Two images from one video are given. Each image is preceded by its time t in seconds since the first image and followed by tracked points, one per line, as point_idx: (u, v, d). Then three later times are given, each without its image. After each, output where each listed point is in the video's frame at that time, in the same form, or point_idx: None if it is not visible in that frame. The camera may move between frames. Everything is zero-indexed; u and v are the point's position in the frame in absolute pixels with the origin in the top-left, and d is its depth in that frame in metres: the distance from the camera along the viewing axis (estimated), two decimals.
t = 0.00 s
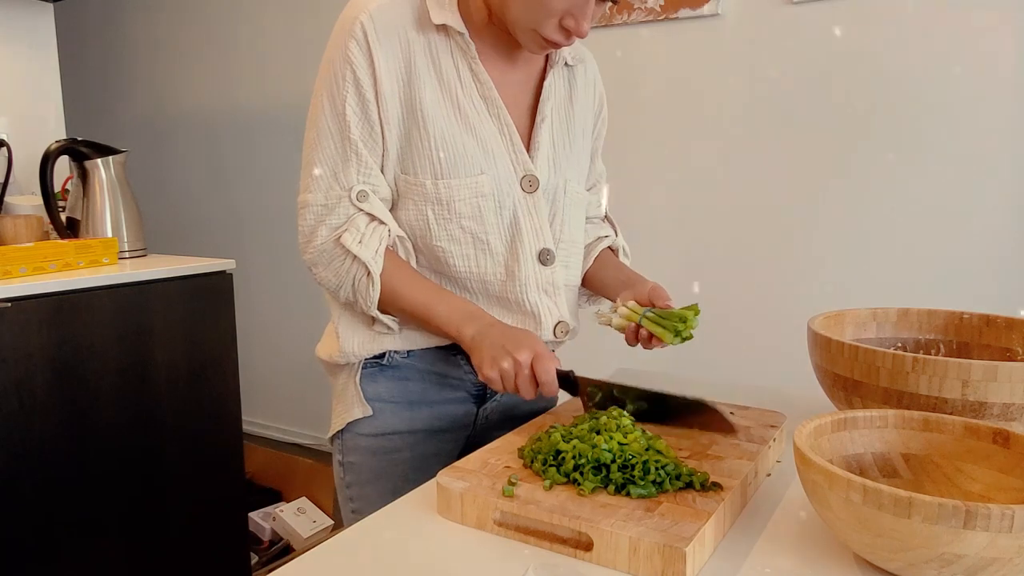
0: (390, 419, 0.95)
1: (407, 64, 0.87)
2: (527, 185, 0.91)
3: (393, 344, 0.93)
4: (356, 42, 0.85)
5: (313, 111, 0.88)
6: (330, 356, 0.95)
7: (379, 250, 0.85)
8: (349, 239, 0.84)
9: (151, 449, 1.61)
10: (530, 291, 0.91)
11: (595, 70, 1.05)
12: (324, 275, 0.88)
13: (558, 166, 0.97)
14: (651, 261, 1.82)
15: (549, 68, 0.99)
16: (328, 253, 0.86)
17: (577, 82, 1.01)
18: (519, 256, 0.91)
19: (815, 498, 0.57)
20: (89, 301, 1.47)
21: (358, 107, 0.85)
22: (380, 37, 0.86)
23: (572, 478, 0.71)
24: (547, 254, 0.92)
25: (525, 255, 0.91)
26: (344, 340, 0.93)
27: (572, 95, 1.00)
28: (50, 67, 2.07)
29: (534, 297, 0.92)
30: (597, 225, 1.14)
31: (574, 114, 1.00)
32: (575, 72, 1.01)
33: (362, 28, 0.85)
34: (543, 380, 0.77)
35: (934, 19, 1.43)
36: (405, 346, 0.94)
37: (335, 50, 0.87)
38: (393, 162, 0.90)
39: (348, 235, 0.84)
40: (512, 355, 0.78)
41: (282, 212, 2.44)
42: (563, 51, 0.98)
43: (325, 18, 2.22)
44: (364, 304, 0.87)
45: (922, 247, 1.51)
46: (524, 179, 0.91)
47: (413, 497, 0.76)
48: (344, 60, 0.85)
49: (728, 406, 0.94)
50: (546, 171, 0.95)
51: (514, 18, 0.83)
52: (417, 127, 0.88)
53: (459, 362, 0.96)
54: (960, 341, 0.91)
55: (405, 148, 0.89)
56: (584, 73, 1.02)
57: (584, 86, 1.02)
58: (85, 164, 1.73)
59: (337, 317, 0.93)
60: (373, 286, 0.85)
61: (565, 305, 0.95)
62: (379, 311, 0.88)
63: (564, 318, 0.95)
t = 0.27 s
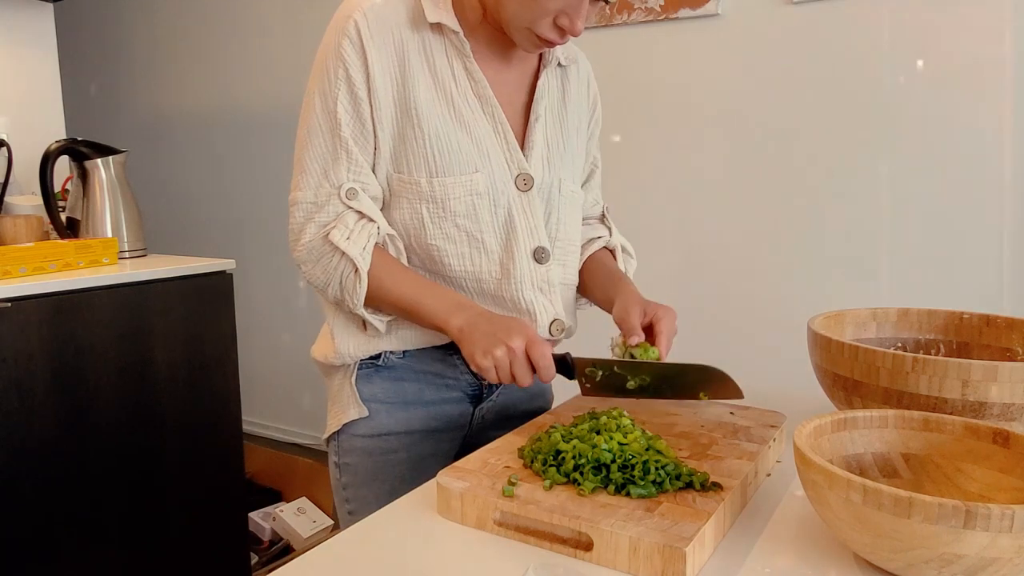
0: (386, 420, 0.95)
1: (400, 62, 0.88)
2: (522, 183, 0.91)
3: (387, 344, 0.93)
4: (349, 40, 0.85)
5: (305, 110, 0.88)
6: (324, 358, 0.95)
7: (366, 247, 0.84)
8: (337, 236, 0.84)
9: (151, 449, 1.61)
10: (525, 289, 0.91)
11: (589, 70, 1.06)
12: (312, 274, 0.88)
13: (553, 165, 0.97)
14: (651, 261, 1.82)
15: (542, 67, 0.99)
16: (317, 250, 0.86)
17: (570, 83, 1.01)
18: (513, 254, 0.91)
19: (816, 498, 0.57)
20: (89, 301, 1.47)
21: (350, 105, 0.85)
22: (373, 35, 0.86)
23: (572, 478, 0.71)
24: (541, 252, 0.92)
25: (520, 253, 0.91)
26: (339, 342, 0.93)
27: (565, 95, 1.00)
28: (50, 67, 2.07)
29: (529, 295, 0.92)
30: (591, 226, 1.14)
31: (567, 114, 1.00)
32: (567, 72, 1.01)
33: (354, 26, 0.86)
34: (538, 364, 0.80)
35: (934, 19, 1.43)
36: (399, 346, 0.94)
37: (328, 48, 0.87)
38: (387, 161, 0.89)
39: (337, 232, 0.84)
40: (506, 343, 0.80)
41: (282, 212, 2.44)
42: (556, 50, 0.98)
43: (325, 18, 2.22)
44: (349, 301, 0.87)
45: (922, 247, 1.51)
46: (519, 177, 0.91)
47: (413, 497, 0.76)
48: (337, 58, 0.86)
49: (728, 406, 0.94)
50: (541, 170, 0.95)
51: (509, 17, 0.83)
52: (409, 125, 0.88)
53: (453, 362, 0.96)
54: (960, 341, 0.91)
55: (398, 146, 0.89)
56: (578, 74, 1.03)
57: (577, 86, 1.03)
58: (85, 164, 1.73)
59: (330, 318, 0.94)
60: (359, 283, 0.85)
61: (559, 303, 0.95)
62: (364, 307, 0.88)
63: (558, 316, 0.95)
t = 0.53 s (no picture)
0: (380, 420, 0.95)
1: (392, 59, 0.88)
2: (515, 182, 0.91)
3: (381, 345, 0.93)
4: (340, 36, 0.86)
5: (295, 105, 0.89)
6: (318, 358, 0.95)
7: (352, 242, 0.84)
8: (323, 231, 0.84)
9: (151, 449, 1.61)
10: (516, 288, 0.91)
11: (586, 70, 1.06)
12: (297, 268, 0.88)
13: (546, 164, 0.97)
14: (652, 261, 1.82)
15: (537, 67, 0.99)
16: (302, 245, 0.86)
17: (566, 83, 1.01)
18: (505, 253, 0.91)
19: (816, 498, 0.57)
20: (89, 301, 1.46)
21: (340, 101, 0.86)
22: (365, 31, 0.86)
23: (573, 478, 0.71)
24: (533, 251, 0.92)
25: (511, 252, 0.91)
26: (330, 341, 0.93)
27: (561, 96, 1.00)
28: (50, 67, 2.07)
29: (520, 293, 0.92)
30: (586, 229, 1.14)
31: (563, 113, 1.00)
32: (564, 72, 1.01)
33: (346, 23, 0.86)
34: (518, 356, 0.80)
35: (935, 19, 1.43)
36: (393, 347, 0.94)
37: (319, 44, 0.87)
38: (377, 158, 0.90)
39: (322, 226, 0.84)
40: (488, 335, 0.80)
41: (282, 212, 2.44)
42: (552, 50, 0.98)
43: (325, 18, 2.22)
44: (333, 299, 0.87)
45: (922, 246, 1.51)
46: (511, 176, 0.91)
47: (413, 498, 0.76)
48: (327, 54, 0.86)
49: (728, 406, 0.94)
50: (533, 168, 0.95)
51: (503, 15, 0.83)
52: (400, 122, 0.88)
53: (447, 363, 0.96)
54: (960, 342, 0.91)
55: (388, 143, 0.89)
56: (574, 74, 1.03)
57: (573, 86, 1.03)
58: (85, 164, 1.73)
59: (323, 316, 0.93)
60: (343, 279, 0.85)
61: (550, 302, 0.95)
62: (348, 304, 0.88)
63: (548, 315, 0.95)
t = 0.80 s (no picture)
0: (375, 421, 0.95)
1: (388, 54, 0.88)
2: (510, 179, 0.91)
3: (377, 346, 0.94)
4: (337, 31, 0.86)
5: (291, 99, 0.89)
6: (314, 360, 0.96)
7: (354, 235, 0.85)
8: (324, 223, 0.84)
9: (151, 450, 1.61)
10: (510, 286, 0.91)
11: (583, 68, 1.06)
12: (296, 262, 0.87)
13: (542, 163, 0.97)
14: (652, 261, 1.82)
15: (534, 64, 0.99)
16: (302, 238, 0.86)
17: (563, 82, 1.01)
18: (499, 251, 0.90)
19: (816, 498, 0.57)
20: (89, 301, 1.46)
21: (336, 96, 0.86)
22: (362, 26, 0.87)
23: (573, 478, 0.71)
24: (528, 249, 0.91)
25: (506, 250, 0.90)
26: (326, 344, 0.94)
27: (557, 94, 1.00)
28: (50, 67, 2.07)
29: (514, 291, 0.91)
30: (586, 230, 1.13)
31: (559, 111, 1.00)
32: (561, 69, 1.00)
33: (343, 18, 0.86)
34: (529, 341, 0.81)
35: (935, 19, 1.43)
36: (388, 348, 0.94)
37: (316, 39, 0.88)
38: (371, 154, 0.90)
39: (323, 219, 0.84)
40: (501, 321, 0.80)
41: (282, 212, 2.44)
42: (548, 48, 0.98)
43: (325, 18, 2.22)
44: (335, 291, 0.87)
45: (922, 246, 1.51)
46: (507, 173, 0.91)
47: (413, 498, 0.76)
48: (323, 49, 0.86)
49: (728, 407, 0.94)
50: (529, 166, 0.94)
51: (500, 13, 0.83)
52: (396, 118, 0.88)
53: (442, 364, 0.96)
54: (960, 342, 0.91)
55: (384, 139, 0.90)
56: (572, 71, 1.02)
57: (571, 85, 1.02)
58: (85, 164, 1.74)
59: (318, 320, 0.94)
60: (348, 269, 0.85)
61: (543, 299, 0.94)
62: (351, 298, 0.88)
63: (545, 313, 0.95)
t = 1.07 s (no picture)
0: (378, 424, 0.95)
1: (395, 49, 0.88)
2: (516, 177, 0.91)
3: (380, 348, 0.93)
4: (344, 24, 0.85)
5: (295, 92, 0.87)
6: (316, 361, 0.95)
7: (362, 225, 0.82)
8: (330, 215, 0.82)
9: (151, 450, 1.61)
10: (518, 284, 0.91)
11: (585, 67, 1.06)
12: (300, 258, 0.85)
13: (548, 160, 0.97)
14: (651, 261, 1.82)
15: (536, 63, 0.99)
16: (307, 232, 0.83)
17: (565, 80, 1.01)
18: (507, 248, 0.90)
19: (815, 498, 0.57)
20: (89, 301, 1.46)
21: (343, 88, 0.85)
22: (369, 20, 0.86)
23: (572, 478, 0.71)
24: (535, 246, 0.91)
25: (515, 248, 0.90)
26: (329, 345, 0.93)
27: (561, 92, 1.00)
28: (50, 67, 2.07)
29: (521, 289, 0.92)
30: (596, 227, 1.14)
31: (564, 108, 1.00)
32: (563, 69, 1.01)
33: (350, 11, 0.86)
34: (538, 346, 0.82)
35: (935, 19, 1.43)
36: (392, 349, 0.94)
37: (321, 33, 0.87)
38: (377, 149, 0.89)
39: (329, 212, 0.82)
40: (512, 323, 0.81)
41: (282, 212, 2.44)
42: (551, 47, 0.98)
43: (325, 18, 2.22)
44: (342, 286, 0.84)
45: (923, 246, 1.51)
46: (513, 172, 0.91)
47: (413, 498, 0.76)
48: (330, 41, 0.85)
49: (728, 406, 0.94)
50: (535, 164, 0.95)
51: (506, 11, 0.84)
52: (404, 113, 0.88)
53: (446, 365, 0.96)
54: (960, 342, 0.91)
55: (391, 135, 0.89)
56: (573, 71, 1.03)
57: (572, 85, 1.03)
58: (85, 164, 1.74)
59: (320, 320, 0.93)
60: (355, 264, 0.83)
61: (552, 298, 0.95)
62: (359, 294, 0.86)
63: (552, 312, 0.95)
